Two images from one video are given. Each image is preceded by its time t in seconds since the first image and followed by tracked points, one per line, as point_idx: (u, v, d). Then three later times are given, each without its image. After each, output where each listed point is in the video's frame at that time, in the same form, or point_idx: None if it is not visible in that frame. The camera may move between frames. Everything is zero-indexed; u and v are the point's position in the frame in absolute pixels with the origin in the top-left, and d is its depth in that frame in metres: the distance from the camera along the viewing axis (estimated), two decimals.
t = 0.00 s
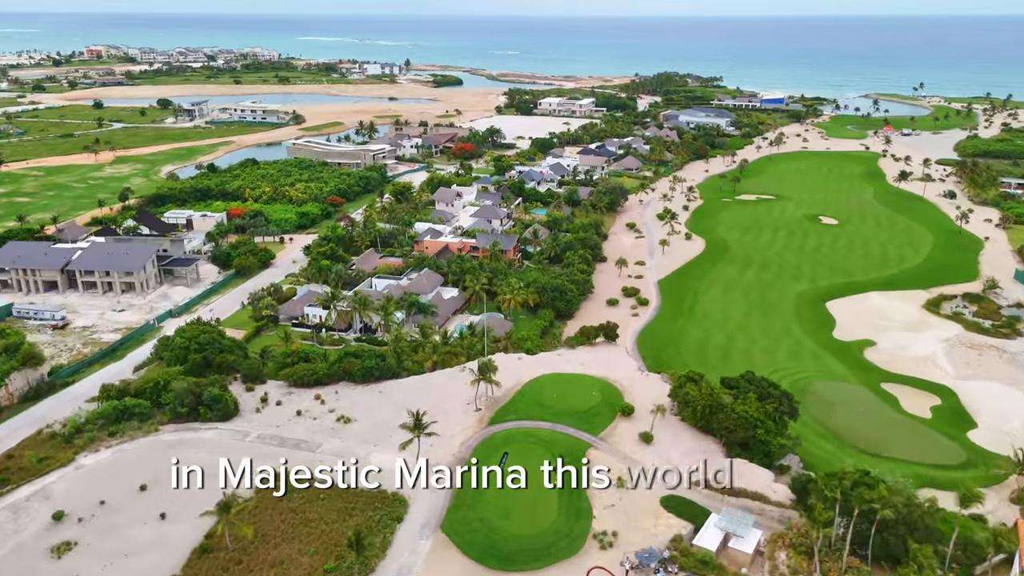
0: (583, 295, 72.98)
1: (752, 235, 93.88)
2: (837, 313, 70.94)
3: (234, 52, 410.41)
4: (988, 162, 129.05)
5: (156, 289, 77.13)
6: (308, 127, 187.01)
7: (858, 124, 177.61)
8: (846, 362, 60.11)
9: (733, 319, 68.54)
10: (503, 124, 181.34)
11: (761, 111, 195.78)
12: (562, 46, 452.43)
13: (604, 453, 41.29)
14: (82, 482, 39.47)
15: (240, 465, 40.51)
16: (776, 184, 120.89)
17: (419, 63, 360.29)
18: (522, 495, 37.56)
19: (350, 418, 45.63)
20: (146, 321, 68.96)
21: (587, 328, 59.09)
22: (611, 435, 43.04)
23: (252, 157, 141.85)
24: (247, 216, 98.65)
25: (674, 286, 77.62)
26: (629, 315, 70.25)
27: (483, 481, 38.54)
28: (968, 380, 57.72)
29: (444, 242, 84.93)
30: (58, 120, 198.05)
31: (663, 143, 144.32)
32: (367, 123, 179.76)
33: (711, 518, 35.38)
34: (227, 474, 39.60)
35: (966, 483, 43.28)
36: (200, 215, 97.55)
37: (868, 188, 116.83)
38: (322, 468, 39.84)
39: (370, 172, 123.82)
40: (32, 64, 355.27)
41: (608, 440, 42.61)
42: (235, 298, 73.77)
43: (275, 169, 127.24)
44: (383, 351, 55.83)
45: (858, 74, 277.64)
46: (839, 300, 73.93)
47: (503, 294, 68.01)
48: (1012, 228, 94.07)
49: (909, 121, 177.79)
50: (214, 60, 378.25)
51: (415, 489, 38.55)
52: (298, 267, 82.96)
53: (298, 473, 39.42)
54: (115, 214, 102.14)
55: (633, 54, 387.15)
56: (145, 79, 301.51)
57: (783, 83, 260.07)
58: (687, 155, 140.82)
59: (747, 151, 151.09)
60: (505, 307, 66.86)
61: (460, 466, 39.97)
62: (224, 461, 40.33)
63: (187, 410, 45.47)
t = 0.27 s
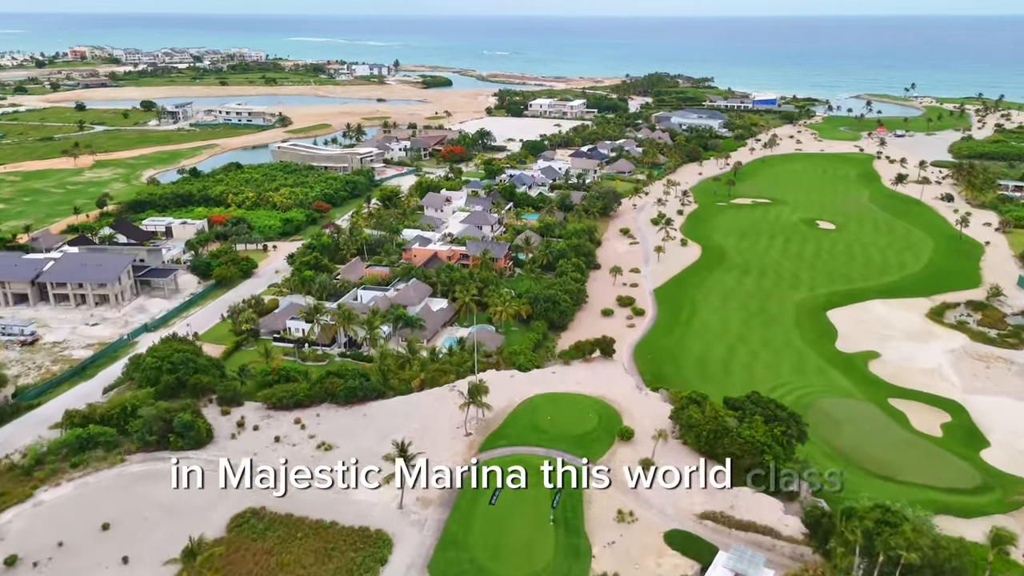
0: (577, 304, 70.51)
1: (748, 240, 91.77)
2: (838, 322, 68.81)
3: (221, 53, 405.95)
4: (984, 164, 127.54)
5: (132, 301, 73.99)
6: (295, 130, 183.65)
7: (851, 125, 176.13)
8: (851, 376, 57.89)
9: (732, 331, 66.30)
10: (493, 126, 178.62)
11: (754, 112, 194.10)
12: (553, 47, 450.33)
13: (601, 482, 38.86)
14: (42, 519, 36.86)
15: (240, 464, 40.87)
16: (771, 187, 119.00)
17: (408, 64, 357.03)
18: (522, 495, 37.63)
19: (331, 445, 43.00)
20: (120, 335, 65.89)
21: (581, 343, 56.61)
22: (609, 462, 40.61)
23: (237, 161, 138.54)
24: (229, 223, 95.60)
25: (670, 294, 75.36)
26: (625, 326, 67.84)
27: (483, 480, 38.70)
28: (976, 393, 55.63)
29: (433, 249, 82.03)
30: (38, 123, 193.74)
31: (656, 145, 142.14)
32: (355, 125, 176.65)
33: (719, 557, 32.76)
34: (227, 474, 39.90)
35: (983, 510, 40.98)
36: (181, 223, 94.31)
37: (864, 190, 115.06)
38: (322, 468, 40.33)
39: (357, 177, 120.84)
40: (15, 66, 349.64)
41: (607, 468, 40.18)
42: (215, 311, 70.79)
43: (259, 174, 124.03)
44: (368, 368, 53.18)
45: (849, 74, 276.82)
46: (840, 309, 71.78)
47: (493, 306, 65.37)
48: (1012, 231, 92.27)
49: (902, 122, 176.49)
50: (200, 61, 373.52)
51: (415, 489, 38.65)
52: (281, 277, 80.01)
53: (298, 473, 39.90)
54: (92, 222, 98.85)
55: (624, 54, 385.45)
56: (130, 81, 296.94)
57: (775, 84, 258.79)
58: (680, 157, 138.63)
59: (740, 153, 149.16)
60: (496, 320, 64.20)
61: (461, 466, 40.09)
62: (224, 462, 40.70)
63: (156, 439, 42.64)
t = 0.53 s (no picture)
0: (565, 316, 67.49)
1: (740, 247, 89.31)
2: (835, 333, 66.40)
3: (199, 53, 398.92)
4: (972, 166, 126.38)
5: (94, 317, 69.82)
6: (273, 133, 179.06)
7: (837, 126, 174.92)
8: (852, 392, 55.37)
9: (727, 344, 63.38)
10: (477, 128, 175.24)
11: (739, 113, 192.44)
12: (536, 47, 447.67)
13: (595, 523, 35.85)
14: None
15: (239, 465, 40.81)
16: (760, 190, 116.93)
17: (390, 65, 352.47)
18: (521, 496, 37.85)
19: (302, 481, 39.69)
20: (79, 355, 61.78)
21: (571, 361, 53.59)
22: (604, 499, 37.62)
23: (211, 166, 134.03)
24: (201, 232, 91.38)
25: (661, 305, 72.61)
26: (615, 340, 64.81)
27: (483, 480, 38.91)
28: (981, 410, 53.28)
29: (416, 258, 77.91)
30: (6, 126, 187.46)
31: (642, 147, 139.62)
32: (335, 128, 172.45)
33: None
34: (227, 474, 39.81)
35: (1001, 543, 38.49)
36: (149, 232, 89.96)
37: (854, 194, 113.27)
38: (322, 467, 40.39)
39: (336, 182, 116.90)
40: None
41: (600, 505, 37.23)
42: (183, 328, 66.90)
43: (234, 178, 119.79)
44: (343, 393, 49.84)
45: (832, 74, 276.61)
46: (837, 319, 69.36)
47: (477, 320, 62.14)
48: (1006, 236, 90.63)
49: (888, 123, 175.61)
50: (178, 62, 366.36)
51: (415, 489, 38.67)
52: (254, 290, 76.21)
53: (298, 472, 39.99)
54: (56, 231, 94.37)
55: (607, 55, 383.64)
56: (104, 82, 289.93)
57: (759, 84, 257.81)
58: (667, 160, 136.12)
59: (728, 155, 147.09)
60: (480, 335, 60.92)
61: (452, 484, 38.68)
62: (224, 462, 40.59)
63: (107, 479, 38.98)
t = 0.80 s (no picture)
0: (554, 328, 64.98)
1: (732, 252, 87.28)
2: (833, 343, 64.39)
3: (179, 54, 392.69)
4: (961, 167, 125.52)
5: (60, 333, 66.21)
6: (253, 135, 175.08)
7: (825, 127, 173.99)
8: (853, 407, 53.28)
9: (722, 357, 61.19)
10: (462, 130, 172.47)
11: (727, 114, 191.14)
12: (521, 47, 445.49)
13: (590, 561, 33.47)
14: None
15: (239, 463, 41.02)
16: (749, 193, 115.22)
17: (374, 65, 348.43)
18: (520, 495, 38.33)
19: (275, 518, 36.98)
20: (41, 374, 58.30)
21: (562, 379, 51.09)
22: (599, 535, 35.23)
23: (188, 170, 130.20)
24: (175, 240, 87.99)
25: (653, 314, 70.31)
26: (606, 352, 62.32)
27: (483, 481, 39.29)
28: (987, 425, 51.36)
29: (398, 267, 75.40)
30: None
31: (630, 149, 137.58)
32: (317, 130, 168.88)
33: None
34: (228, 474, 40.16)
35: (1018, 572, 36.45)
36: (121, 240, 86.34)
37: (844, 196, 111.87)
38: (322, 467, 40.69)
39: (317, 186, 113.69)
40: None
41: (596, 542, 34.77)
42: (153, 344, 63.61)
43: (212, 183, 116.20)
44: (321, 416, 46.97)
45: (818, 74, 276.60)
46: (834, 328, 67.34)
47: (462, 334, 59.43)
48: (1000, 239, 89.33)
49: (876, 123, 174.99)
50: (157, 62, 360.05)
51: (414, 489, 39.24)
52: (230, 301, 72.97)
53: (298, 472, 40.29)
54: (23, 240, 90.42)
55: (593, 55, 382.18)
56: (80, 83, 283.77)
57: (745, 84, 257.14)
58: (655, 162, 134.12)
59: (716, 157, 145.40)
60: (466, 350, 58.18)
61: (437, 523, 36.10)
62: (224, 461, 40.79)
63: (61, 518, 35.83)
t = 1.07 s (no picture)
0: (546, 340, 62.37)
1: (727, 258, 85.02)
2: (835, 355, 62.13)
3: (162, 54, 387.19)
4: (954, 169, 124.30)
5: (25, 350, 62.70)
6: (237, 137, 171.30)
7: (816, 128, 172.65)
8: (860, 425, 50.97)
9: (721, 371, 58.79)
10: (450, 132, 169.55)
11: (717, 115, 189.42)
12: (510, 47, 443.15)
13: None
14: None
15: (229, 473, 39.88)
16: (743, 196, 113.29)
17: (361, 66, 344.67)
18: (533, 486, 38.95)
19: (247, 561, 34.34)
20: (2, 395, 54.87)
21: (556, 399, 48.46)
22: None
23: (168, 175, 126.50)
24: (152, 248, 84.63)
25: (648, 325, 67.81)
26: (601, 366, 59.74)
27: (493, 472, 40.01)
28: (999, 443, 49.19)
29: (382, 276, 72.56)
30: None
31: (621, 152, 135.31)
32: (301, 132, 165.42)
33: None
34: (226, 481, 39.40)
35: None
36: (94, 250, 82.77)
37: (838, 199, 110.19)
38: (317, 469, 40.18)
39: (301, 191, 110.51)
40: None
41: None
42: (124, 362, 60.40)
43: (192, 188, 112.71)
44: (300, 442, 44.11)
45: (807, 75, 275.99)
46: (835, 339, 65.07)
47: (449, 349, 56.66)
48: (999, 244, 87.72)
49: (867, 124, 173.92)
50: (140, 63, 354.46)
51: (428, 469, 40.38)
52: (207, 314, 69.84)
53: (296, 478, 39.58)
54: None
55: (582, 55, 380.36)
56: (60, 85, 278.24)
57: (735, 85, 256.03)
58: (647, 165, 131.91)
59: (708, 159, 143.46)
60: (453, 366, 55.41)
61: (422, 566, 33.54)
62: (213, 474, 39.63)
63: (10, 565, 32.49)
